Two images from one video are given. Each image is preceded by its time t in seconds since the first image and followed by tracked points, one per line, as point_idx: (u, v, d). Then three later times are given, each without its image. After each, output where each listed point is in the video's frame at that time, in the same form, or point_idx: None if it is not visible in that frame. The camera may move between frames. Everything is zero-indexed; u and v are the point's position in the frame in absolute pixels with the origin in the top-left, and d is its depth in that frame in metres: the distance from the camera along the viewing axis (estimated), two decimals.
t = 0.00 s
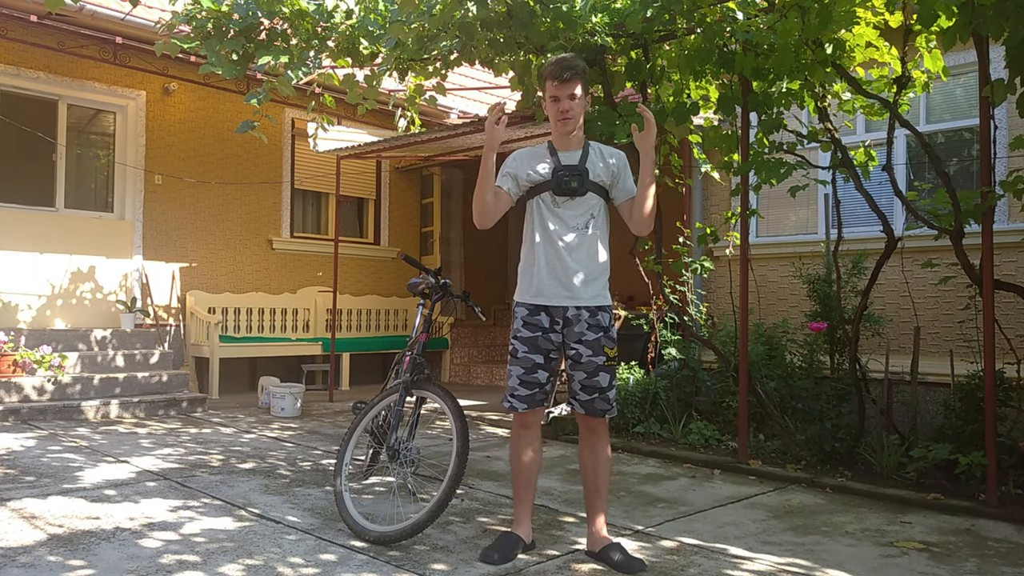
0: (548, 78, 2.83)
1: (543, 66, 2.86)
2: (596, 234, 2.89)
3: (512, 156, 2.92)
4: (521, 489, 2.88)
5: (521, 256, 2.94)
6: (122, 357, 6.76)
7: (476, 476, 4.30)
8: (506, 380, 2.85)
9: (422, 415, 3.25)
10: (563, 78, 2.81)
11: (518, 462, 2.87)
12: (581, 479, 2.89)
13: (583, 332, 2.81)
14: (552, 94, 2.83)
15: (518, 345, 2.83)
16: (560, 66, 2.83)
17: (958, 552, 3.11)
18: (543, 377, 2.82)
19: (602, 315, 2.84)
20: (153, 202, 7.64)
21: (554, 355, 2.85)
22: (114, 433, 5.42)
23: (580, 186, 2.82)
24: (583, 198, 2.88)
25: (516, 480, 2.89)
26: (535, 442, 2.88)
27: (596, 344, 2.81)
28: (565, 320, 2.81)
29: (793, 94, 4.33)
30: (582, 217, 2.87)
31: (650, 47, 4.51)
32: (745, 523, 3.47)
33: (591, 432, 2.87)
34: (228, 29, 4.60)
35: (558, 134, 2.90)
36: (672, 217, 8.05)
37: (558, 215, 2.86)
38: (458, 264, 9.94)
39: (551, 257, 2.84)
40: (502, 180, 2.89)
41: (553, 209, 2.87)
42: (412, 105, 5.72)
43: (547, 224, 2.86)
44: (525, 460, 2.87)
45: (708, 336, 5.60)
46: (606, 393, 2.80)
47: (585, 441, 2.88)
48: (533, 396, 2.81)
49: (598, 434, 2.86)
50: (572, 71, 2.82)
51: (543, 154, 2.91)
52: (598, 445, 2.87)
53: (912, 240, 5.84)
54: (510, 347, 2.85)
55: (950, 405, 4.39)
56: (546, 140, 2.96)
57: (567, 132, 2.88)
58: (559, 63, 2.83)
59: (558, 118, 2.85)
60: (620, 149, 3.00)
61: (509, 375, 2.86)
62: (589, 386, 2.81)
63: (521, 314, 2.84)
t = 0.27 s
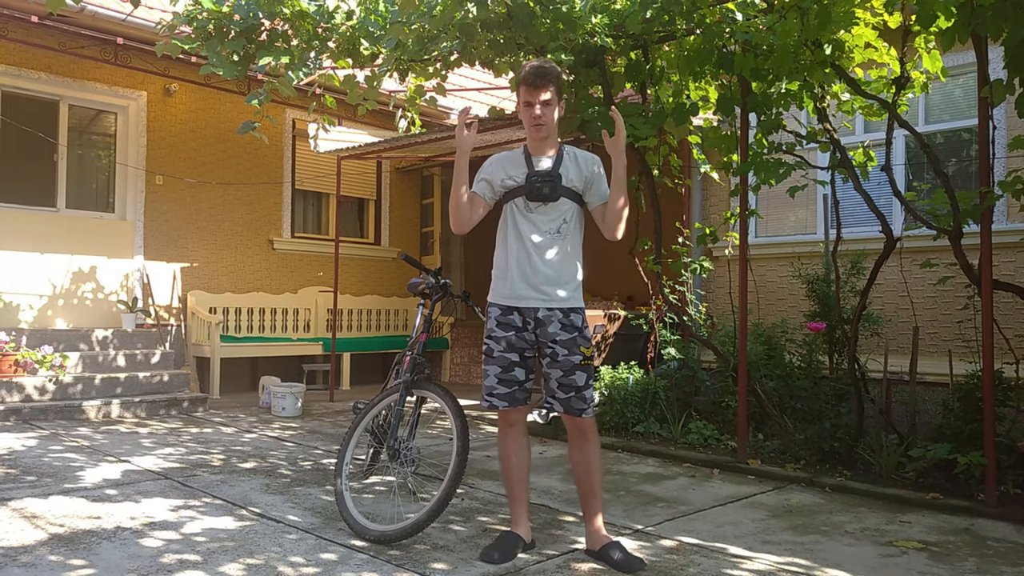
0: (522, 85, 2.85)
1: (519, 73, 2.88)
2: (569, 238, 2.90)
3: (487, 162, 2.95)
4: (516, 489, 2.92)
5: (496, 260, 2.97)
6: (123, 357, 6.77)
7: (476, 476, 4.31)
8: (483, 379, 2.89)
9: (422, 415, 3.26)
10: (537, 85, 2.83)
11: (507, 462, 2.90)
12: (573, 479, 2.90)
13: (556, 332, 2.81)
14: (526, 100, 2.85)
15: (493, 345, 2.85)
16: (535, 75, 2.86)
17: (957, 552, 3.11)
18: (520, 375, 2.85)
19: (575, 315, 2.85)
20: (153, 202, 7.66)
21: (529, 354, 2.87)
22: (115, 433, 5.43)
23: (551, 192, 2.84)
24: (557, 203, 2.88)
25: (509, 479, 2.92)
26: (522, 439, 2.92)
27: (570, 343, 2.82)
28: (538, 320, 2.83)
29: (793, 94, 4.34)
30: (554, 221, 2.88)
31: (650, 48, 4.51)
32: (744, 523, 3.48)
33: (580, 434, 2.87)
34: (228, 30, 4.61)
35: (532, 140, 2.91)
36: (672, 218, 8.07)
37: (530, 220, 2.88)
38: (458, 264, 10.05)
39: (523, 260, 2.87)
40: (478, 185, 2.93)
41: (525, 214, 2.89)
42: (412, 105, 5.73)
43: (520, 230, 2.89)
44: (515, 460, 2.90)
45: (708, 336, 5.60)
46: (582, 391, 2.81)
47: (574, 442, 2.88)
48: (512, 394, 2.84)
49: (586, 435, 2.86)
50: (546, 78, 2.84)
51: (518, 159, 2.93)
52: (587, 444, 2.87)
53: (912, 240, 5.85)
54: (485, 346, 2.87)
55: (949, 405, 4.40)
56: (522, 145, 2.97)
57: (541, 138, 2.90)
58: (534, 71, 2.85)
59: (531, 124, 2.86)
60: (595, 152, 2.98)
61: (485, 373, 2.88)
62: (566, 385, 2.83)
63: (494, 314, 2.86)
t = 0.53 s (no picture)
0: (509, 83, 2.85)
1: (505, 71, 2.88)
2: (553, 236, 2.89)
3: (475, 161, 2.99)
4: (513, 489, 2.92)
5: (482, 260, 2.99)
6: (123, 357, 6.77)
7: (476, 476, 4.31)
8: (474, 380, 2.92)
9: (422, 415, 3.26)
10: (523, 83, 2.83)
11: (502, 462, 2.91)
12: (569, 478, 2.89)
13: (540, 329, 2.79)
14: (512, 98, 2.85)
15: (481, 345, 2.88)
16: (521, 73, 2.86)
17: (957, 552, 3.11)
18: (510, 374, 2.87)
19: (559, 311, 2.82)
20: (153, 202, 7.65)
21: (518, 352, 2.88)
22: (115, 433, 5.43)
23: (534, 193, 2.83)
24: (541, 203, 2.88)
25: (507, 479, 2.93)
26: (516, 439, 2.93)
27: (555, 339, 2.79)
28: (522, 318, 2.82)
29: (793, 94, 4.33)
30: (538, 221, 2.87)
31: (650, 48, 4.51)
32: (744, 523, 3.48)
33: (572, 432, 2.85)
34: (228, 30, 4.61)
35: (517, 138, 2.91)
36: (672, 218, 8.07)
37: (513, 220, 2.89)
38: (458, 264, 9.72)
39: (506, 259, 2.87)
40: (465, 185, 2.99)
41: (509, 214, 2.90)
42: (412, 105, 5.72)
43: (503, 230, 2.90)
44: (511, 460, 2.91)
45: (708, 336, 5.60)
46: (569, 387, 2.79)
47: (567, 440, 2.86)
48: (504, 394, 2.86)
49: (579, 433, 2.84)
50: (533, 76, 2.85)
51: (502, 158, 2.94)
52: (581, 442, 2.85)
53: (912, 240, 5.85)
54: (474, 348, 2.90)
55: (950, 405, 4.39)
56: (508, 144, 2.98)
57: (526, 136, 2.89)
58: (520, 68, 2.85)
59: (516, 122, 2.86)
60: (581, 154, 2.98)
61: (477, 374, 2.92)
62: (553, 381, 2.80)
63: (480, 315, 2.88)
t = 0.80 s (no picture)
0: (512, 79, 2.86)
1: (506, 70, 2.90)
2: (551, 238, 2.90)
3: (472, 163, 3.00)
4: (513, 489, 2.92)
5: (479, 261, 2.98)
6: (123, 357, 6.77)
7: (476, 476, 4.31)
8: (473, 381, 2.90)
9: (422, 415, 3.26)
10: (526, 81, 2.85)
11: (502, 462, 2.91)
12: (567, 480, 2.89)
13: (539, 331, 2.80)
14: (513, 95, 2.86)
15: (479, 346, 2.87)
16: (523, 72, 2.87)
17: (957, 552, 3.11)
18: (508, 375, 2.86)
19: (558, 313, 2.83)
20: (153, 202, 7.65)
21: (516, 353, 2.87)
22: (115, 433, 5.43)
23: (531, 196, 2.83)
24: (538, 205, 2.88)
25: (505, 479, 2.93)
26: (516, 438, 2.93)
27: (554, 341, 2.80)
28: (521, 319, 2.82)
29: (793, 94, 4.33)
30: (535, 223, 2.88)
31: (650, 48, 4.51)
32: (744, 523, 3.48)
33: (569, 433, 2.86)
34: (228, 30, 4.62)
35: (516, 136, 2.89)
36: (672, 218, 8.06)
37: (510, 222, 2.89)
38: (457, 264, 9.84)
39: (503, 261, 2.87)
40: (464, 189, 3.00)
41: (505, 216, 2.90)
42: (412, 105, 5.72)
43: (500, 231, 2.90)
44: (511, 459, 2.91)
45: (708, 336, 5.60)
46: (567, 389, 2.78)
47: (565, 442, 2.87)
48: (502, 395, 2.86)
49: (575, 435, 2.85)
50: (534, 76, 2.86)
51: (499, 160, 2.94)
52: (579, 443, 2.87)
53: (912, 240, 5.85)
54: (472, 348, 2.89)
55: (950, 405, 4.39)
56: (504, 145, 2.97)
57: (524, 134, 2.88)
58: (522, 67, 2.87)
59: (517, 119, 2.85)
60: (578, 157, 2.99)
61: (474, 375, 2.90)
62: (551, 383, 2.80)
63: (479, 316, 2.88)
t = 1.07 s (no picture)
0: (525, 76, 2.87)
1: (518, 67, 2.90)
2: (561, 238, 2.92)
3: (478, 160, 2.97)
4: (514, 489, 2.92)
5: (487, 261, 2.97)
6: (123, 357, 6.77)
7: (476, 476, 4.31)
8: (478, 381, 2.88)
9: (422, 415, 3.26)
10: (539, 78, 2.86)
11: (504, 461, 2.91)
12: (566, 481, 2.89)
13: (550, 332, 2.81)
14: (526, 90, 2.86)
15: (488, 346, 2.86)
16: (535, 69, 2.88)
17: (957, 552, 3.11)
18: (516, 375, 2.85)
19: (569, 314, 2.85)
20: (153, 202, 7.65)
21: (524, 354, 2.87)
22: (115, 433, 5.43)
23: (543, 195, 2.85)
24: (548, 204, 2.90)
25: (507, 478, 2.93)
26: (519, 438, 2.93)
27: (564, 342, 2.81)
28: (532, 320, 2.83)
29: (793, 94, 4.33)
30: (546, 222, 2.89)
31: (650, 47, 4.51)
32: (744, 523, 3.48)
33: (572, 433, 2.86)
34: (228, 30, 4.62)
35: (528, 133, 2.90)
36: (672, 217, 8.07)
37: (521, 221, 2.89)
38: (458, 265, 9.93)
39: (516, 260, 2.86)
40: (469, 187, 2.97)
41: (516, 215, 2.90)
42: (412, 105, 5.72)
43: (510, 230, 2.89)
44: (514, 459, 2.91)
45: (708, 336, 5.60)
46: (576, 389, 2.79)
47: (568, 442, 2.87)
48: (509, 395, 2.84)
49: (578, 435, 2.85)
50: (546, 73, 2.88)
51: (507, 159, 2.94)
52: (581, 444, 2.86)
53: (912, 240, 5.85)
54: (480, 349, 2.88)
55: (950, 405, 4.39)
56: (511, 142, 2.97)
57: (536, 131, 2.89)
58: (535, 64, 2.88)
59: (531, 115, 2.85)
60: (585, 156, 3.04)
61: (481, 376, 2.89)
62: (560, 383, 2.81)
63: (488, 316, 2.87)
